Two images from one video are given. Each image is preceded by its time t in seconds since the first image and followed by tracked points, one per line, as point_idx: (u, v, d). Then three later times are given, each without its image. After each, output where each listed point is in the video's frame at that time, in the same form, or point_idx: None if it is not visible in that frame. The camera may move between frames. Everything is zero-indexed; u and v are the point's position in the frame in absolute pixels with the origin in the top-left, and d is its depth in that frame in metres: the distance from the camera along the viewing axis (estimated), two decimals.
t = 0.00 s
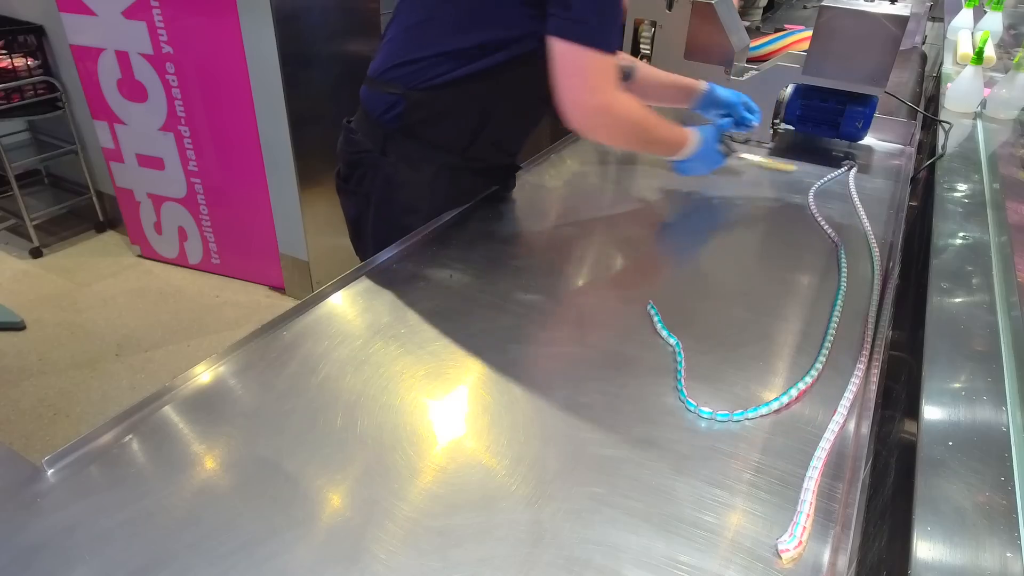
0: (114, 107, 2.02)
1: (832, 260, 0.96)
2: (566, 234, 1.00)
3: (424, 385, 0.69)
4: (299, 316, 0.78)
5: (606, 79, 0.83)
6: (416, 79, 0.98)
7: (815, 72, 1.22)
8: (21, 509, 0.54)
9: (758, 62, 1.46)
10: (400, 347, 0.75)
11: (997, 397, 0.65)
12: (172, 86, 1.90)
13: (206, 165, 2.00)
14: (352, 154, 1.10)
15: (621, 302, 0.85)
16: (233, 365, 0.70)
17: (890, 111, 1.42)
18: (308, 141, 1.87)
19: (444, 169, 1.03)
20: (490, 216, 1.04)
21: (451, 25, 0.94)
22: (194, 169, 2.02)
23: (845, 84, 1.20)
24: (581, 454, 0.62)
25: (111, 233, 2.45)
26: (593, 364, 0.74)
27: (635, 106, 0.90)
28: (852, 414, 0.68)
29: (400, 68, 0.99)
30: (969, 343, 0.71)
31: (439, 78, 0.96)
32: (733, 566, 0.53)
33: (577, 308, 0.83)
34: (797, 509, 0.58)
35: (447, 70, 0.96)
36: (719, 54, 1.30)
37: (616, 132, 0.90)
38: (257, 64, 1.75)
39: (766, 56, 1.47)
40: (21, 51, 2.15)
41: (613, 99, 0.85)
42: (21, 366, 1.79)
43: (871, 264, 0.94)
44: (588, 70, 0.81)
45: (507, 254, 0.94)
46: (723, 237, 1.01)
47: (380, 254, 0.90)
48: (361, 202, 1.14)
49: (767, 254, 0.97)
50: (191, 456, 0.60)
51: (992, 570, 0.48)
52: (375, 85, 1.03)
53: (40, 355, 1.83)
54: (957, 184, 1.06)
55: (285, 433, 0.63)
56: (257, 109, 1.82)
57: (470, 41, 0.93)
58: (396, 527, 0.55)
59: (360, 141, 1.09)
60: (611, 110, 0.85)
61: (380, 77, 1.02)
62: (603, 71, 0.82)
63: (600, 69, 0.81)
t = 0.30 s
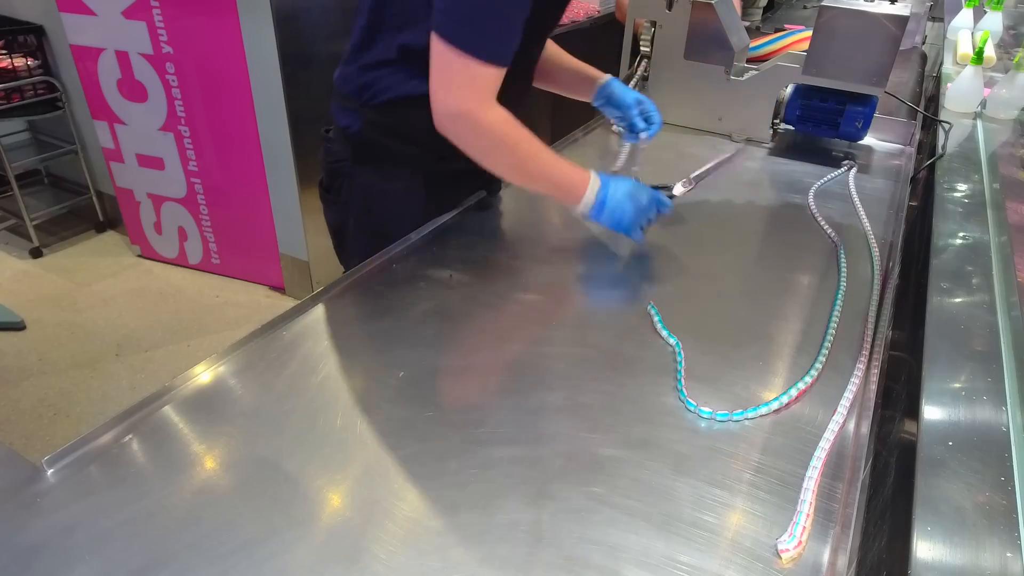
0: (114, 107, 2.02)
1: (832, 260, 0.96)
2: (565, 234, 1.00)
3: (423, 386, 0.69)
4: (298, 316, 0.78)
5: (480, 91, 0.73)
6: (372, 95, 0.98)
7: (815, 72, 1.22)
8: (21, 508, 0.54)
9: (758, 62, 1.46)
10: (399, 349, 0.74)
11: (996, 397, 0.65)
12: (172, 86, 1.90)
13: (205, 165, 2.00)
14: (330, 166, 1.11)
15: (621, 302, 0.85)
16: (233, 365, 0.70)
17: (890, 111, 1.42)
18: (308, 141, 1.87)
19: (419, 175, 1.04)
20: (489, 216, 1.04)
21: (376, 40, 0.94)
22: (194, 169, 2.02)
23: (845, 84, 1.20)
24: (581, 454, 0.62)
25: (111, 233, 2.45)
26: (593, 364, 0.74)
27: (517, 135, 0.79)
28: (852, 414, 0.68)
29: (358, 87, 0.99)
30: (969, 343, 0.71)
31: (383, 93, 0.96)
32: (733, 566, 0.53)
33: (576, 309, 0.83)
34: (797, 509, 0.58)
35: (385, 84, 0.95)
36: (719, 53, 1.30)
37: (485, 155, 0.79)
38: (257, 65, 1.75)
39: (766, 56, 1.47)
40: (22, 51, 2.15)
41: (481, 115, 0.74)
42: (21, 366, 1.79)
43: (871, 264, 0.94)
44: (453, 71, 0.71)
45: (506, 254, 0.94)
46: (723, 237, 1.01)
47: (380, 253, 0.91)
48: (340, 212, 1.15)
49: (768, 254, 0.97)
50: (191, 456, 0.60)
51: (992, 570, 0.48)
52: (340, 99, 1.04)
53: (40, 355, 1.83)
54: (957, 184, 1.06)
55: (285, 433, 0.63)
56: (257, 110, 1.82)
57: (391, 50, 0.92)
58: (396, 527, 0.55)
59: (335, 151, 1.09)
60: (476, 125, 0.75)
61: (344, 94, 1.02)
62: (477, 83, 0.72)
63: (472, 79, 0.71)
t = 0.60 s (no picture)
0: (114, 107, 2.02)
1: (832, 260, 0.95)
2: (564, 234, 1.00)
3: (423, 386, 0.69)
4: (298, 316, 0.78)
5: (441, 106, 0.66)
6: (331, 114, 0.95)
7: (815, 72, 1.22)
8: (21, 508, 0.54)
9: (759, 62, 1.46)
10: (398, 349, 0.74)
11: (997, 397, 0.65)
12: (172, 86, 1.90)
13: (205, 165, 2.00)
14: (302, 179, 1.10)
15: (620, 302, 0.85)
16: (233, 365, 0.70)
17: (890, 111, 1.42)
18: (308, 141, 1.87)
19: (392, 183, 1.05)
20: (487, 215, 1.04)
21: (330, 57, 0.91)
22: (194, 169, 2.02)
23: (845, 84, 1.20)
24: (581, 453, 0.62)
25: (111, 233, 2.45)
26: (593, 364, 0.74)
27: (487, 173, 0.69)
28: (852, 414, 0.68)
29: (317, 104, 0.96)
30: (969, 343, 0.71)
31: (344, 110, 0.93)
32: (732, 566, 0.53)
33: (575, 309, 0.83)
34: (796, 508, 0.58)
35: (342, 101, 0.92)
36: (719, 53, 1.29)
37: (447, 190, 0.69)
38: (258, 64, 1.75)
39: (766, 56, 1.47)
40: (21, 51, 2.15)
41: (442, 131, 0.66)
42: (21, 366, 1.79)
43: (871, 264, 0.94)
44: (412, 83, 0.65)
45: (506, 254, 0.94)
46: (723, 237, 1.01)
47: (380, 253, 0.90)
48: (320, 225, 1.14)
49: (769, 253, 0.97)
50: (191, 456, 0.60)
51: (992, 570, 0.48)
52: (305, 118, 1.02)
53: (40, 355, 1.83)
54: (957, 184, 1.06)
55: (284, 433, 0.63)
56: (258, 110, 1.82)
57: (345, 67, 0.90)
58: (396, 527, 0.55)
59: (306, 166, 1.08)
60: (436, 141, 0.66)
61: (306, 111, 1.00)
62: (444, 98, 0.66)
63: (437, 88, 0.65)
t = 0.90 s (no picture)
0: (114, 107, 2.02)
1: (832, 260, 0.96)
2: (564, 234, 1.00)
3: (422, 387, 0.69)
4: (298, 316, 0.78)
5: (334, 89, 0.59)
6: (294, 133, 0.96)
7: (815, 72, 1.22)
8: (21, 509, 0.54)
9: (759, 62, 1.46)
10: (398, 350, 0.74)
11: (997, 397, 0.65)
12: (172, 86, 1.90)
13: (205, 165, 2.00)
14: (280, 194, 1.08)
15: (620, 302, 0.85)
16: (233, 365, 0.70)
17: (890, 111, 1.42)
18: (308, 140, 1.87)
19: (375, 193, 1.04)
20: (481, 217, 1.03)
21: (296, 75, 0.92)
22: (194, 169, 2.03)
23: (844, 85, 1.20)
24: (581, 454, 0.62)
25: (111, 233, 2.45)
26: (593, 364, 0.74)
27: (383, 165, 0.61)
28: (851, 415, 0.68)
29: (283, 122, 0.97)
30: (969, 343, 0.71)
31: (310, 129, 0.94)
32: (732, 566, 0.53)
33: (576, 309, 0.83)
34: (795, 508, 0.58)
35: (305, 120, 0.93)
36: (719, 53, 1.29)
37: (341, 184, 0.62)
38: (258, 64, 1.75)
39: (766, 56, 1.47)
40: (21, 51, 2.15)
41: (331, 117, 0.59)
42: (21, 366, 1.79)
43: (871, 264, 0.94)
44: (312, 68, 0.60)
45: (506, 253, 0.94)
46: (724, 237, 1.01)
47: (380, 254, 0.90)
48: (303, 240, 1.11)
49: (770, 254, 0.97)
50: (191, 456, 0.60)
51: (992, 570, 0.48)
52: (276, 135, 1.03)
53: (40, 355, 1.83)
54: (957, 184, 1.06)
55: (284, 433, 0.63)
56: (257, 110, 1.83)
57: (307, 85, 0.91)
58: (396, 527, 0.55)
59: (284, 181, 1.06)
60: (324, 127, 0.59)
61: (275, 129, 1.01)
62: (336, 84, 0.60)
63: (330, 74, 0.59)
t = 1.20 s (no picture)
0: (114, 107, 2.02)
1: (832, 260, 0.96)
2: (564, 235, 1.00)
3: (423, 386, 0.69)
4: (298, 317, 0.77)
5: (202, 53, 0.67)
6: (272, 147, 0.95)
7: (816, 72, 1.22)
8: (21, 508, 0.54)
9: (759, 62, 1.46)
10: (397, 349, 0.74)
11: (996, 397, 0.65)
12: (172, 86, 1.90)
13: (205, 165, 2.00)
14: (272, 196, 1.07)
15: (620, 302, 0.85)
16: (232, 365, 0.70)
17: (890, 111, 1.42)
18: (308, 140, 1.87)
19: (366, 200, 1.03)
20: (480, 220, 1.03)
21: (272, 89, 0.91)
22: (194, 169, 2.03)
23: (845, 84, 1.20)
24: (581, 454, 0.62)
25: (111, 233, 2.45)
26: (593, 364, 0.74)
27: (262, 115, 0.70)
28: (851, 415, 0.68)
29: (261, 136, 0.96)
30: (969, 343, 0.71)
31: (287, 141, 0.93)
32: (732, 566, 0.53)
33: (576, 309, 0.83)
34: (796, 508, 0.58)
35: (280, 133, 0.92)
36: (719, 53, 1.29)
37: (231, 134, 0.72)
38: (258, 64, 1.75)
39: (766, 56, 1.47)
40: (21, 51, 2.15)
41: (207, 80, 0.68)
42: (21, 366, 1.79)
43: (871, 264, 0.94)
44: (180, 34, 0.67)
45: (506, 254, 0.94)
46: (724, 237, 1.01)
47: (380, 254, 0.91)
48: (293, 242, 1.10)
49: (770, 254, 0.97)
50: (191, 456, 0.60)
51: (992, 570, 0.48)
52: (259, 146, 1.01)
53: (40, 355, 1.83)
54: (957, 184, 1.06)
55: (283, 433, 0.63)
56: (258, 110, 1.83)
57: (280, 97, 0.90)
58: (395, 527, 0.55)
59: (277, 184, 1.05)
60: (202, 89, 0.68)
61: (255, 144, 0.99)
62: (204, 49, 0.67)
63: (200, 41, 0.66)
